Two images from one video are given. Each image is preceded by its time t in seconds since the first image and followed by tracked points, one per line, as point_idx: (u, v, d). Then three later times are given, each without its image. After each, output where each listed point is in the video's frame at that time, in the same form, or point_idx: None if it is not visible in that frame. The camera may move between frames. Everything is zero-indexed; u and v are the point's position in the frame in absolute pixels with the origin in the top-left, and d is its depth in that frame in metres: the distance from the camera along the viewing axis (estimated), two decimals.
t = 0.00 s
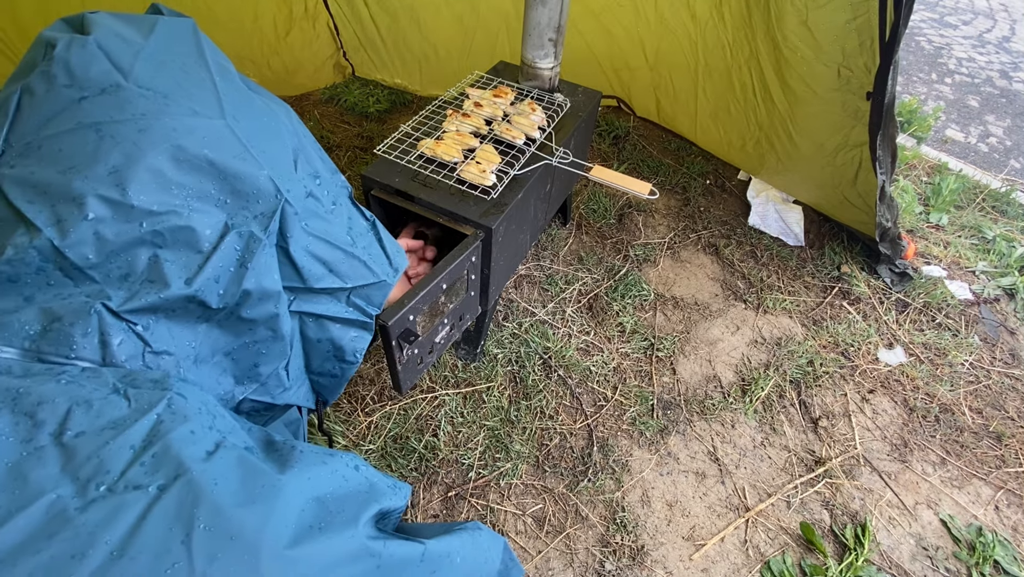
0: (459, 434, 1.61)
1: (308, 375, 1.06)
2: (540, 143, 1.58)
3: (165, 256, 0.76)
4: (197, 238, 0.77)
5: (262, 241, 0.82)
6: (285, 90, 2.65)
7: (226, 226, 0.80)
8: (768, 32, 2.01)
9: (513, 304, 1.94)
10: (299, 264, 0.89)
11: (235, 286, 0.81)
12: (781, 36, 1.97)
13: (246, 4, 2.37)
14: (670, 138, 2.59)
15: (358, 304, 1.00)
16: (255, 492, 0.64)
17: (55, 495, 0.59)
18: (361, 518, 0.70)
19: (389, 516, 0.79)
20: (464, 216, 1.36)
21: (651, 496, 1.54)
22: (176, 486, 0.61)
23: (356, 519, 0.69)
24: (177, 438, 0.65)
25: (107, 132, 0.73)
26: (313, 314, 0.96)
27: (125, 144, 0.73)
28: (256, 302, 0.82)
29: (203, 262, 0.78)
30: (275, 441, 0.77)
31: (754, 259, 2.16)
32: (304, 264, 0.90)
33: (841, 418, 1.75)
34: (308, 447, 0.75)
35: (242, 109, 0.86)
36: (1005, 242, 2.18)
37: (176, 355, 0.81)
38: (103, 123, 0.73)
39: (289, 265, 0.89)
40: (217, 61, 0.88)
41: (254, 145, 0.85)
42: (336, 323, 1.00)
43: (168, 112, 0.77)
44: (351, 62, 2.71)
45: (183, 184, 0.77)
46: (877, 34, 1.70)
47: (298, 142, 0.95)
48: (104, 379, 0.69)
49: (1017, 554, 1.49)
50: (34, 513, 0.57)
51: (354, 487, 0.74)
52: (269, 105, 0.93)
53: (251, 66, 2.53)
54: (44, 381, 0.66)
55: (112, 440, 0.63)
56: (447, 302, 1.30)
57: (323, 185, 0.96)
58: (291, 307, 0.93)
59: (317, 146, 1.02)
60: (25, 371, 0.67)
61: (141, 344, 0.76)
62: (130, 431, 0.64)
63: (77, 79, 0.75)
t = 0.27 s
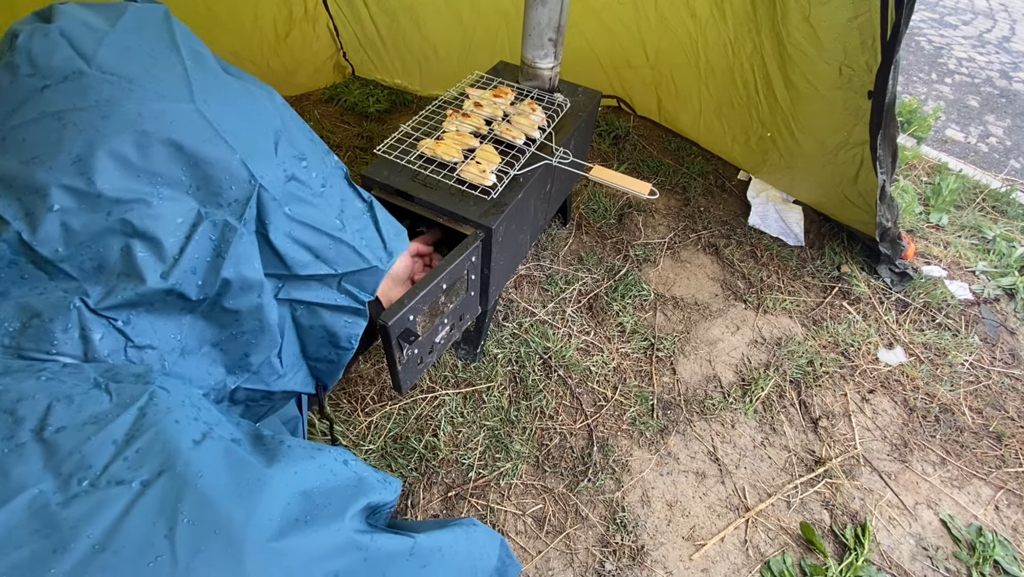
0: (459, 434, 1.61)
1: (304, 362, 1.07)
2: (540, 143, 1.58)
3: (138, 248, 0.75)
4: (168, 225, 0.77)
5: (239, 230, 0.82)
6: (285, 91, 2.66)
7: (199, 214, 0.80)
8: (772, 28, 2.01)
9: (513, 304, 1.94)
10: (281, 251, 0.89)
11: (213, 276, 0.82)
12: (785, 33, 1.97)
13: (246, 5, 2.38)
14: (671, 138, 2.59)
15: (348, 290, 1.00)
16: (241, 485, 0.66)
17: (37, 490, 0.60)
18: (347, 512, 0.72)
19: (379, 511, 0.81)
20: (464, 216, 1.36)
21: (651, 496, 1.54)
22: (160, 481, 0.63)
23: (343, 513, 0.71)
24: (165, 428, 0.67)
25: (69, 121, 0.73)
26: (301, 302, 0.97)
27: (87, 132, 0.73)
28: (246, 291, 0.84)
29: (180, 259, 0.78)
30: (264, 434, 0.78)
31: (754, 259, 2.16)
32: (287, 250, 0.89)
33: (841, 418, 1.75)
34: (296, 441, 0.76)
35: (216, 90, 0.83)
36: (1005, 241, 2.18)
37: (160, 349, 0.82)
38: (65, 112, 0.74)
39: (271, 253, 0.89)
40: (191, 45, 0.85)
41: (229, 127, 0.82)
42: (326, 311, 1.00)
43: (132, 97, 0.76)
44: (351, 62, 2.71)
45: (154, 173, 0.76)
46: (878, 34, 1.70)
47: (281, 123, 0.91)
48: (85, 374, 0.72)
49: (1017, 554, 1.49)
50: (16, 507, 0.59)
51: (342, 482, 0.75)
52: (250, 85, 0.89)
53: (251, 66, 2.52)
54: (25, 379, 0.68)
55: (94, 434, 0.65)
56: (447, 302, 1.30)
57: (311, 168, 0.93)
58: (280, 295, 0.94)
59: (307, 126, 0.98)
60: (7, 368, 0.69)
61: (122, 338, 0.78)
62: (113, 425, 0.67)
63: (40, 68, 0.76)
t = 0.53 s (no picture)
0: (459, 434, 1.61)
1: (298, 359, 1.01)
2: (540, 143, 1.58)
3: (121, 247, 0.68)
4: (154, 225, 0.70)
5: (228, 230, 0.75)
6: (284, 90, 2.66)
7: (185, 213, 0.73)
8: (767, 30, 2.01)
9: (513, 304, 1.94)
10: (271, 251, 0.83)
11: (204, 278, 0.75)
12: (780, 36, 1.97)
13: (247, 10, 2.34)
14: (671, 138, 2.60)
15: (342, 289, 0.94)
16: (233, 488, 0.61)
17: (21, 495, 0.54)
18: (340, 514, 0.67)
19: (373, 513, 0.77)
20: (464, 216, 1.36)
21: (651, 496, 1.54)
22: (149, 488, 0.57)
23: (336, 516, 0.66)
24: (155, 433, 0.61)
25: (47, 112, 0.66)
26: (291, 301, 0.91)
27: (66, 124, 0.65)
28: (245, 297, 0.79)
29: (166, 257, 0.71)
30: (256, 437, 0.72)
31: (754, 259, 2.16)
32: (276, 251, 0.83)
33: (841, 418, 1.75)
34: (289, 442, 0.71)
35: (203, 77, 0.76)
36: (1005, 242, 2.18)
37: (148, 352, 0.76)
38: (43, 102, 0.66)
39: (262, 252, 0.83)
40: (179, 32, 0.77)
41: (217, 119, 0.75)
42: (318, 311, 0.94)
43: (111, 88, 0.68)
44: (351, 62, 2.72)
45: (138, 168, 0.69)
46: (876, 35, 1.70)
47: (274, 113, 0.84)
48: (71, 376, 0.65)
49: (1017, 554, 1.50)
50: None
51: (336, 484, 0.70)
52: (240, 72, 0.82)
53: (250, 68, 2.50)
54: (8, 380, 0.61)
55: (80, 438, 0.59)
56: (447, 302, 1.30)
57: (305, 160, 0.87)
58: (270, 294, 0.88)
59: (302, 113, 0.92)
60: None
61: (107, 341, 0.71)
62: (99, 429, 0.60)
63: (16, 56, 0.68)
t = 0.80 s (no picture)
0: (459, 434, 1.61)
1: (274, 361, 0.96)
2: (540, 143, 1.58)
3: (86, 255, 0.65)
4: (121, 231, 0.67)
5: (200, 234, 0.72)
6: (284, 91, 2.66)
7: (155, 218, 0.69)
8: (762, 34, 2.01)
9: (513, 304, 1.94)
10: (248, 254, 0.78)
11: (176, 285, 0.72)
12: (776, 40, 1.97)
13: (246, 8, 2.37)
14: (670, 138, 2.60)
15: (320, 292, 0.90)
16: (199, 503, 0.61)
17: None
18: (314, 529, 0.66)
19: (356, 521, 0.76)
20: (464, 216, 1.36)
21: (651, 496, 1.54)
22: (114, 504, 0.57)
23: (309, 530, 0.66)
24: (119, 447, 0.61)
25: (9, 113, 0.63)
26: (265, 303, 0.85)
27: (28, 127, 0.62)
28: (219, 302, 0.76)
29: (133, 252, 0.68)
30: (231, 446, 0.72)
31: (754, 259, 2.16)
32: (252, 254, 0.78)
33: (841, 418, 1.75)
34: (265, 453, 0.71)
35: (172, 73, 0.72)
36: (1005, 242, 2.18)
37: (118, 361, 0.72)
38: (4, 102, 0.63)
39: (237, 256, 0.78)
40: (147, 25, 0.73)
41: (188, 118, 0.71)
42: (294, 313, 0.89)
43: (74, 87, 0.64)
44: (351, 62, 2.72)
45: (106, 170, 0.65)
46: (876, 35, 1.70)
47: (250, 109, 0.80)
48: (35, 387, 0.64)
49: (1017, 554, 1.49)
50: None
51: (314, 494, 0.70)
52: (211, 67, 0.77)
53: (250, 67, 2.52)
54: None
55: (43, 453, 0.59)
56: (447, 302, 1.30)
57: (282, 161, 0.82)
58: (246, 298, 0.83)
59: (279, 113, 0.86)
60: None
61: (75, 348, 0.69)
62: (63, 443, 0.60)
63: None
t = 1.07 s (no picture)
0: (459, 434, 1.61)
1: (240, 350, 0.99)
2: (540, 143, 1.58)
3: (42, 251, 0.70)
4: (76, 222, 0.72)
5: (158, 224, 0.77)
6: (283, 91, 2.66)
7: (110, 209, 0.75)
8: (761, 33, 2.01)
9: (513, 304, 1.94)
10: (207, 241, 0.84)
11: (136, 276, 0.76)
12: (776, 40, 1.97)
13: (246, 9, 2.35)
14: (670, 138, 2.60)
15: (282, 275, 0.95)
16: (172, 487, 0.64)
17: None
18: (288, 512, 0.70)
19: (336, 511, 0.80)
20: (464, 216, 1.36)
21: (651, 496, 1.54)
22: (84, 490, 0.60)
23: (284, 513, 0.70)
24: (89, 437, 0.64)
25: None
26: (231, 289, 0.90)
27: None
28: (182, 290, 0.81)
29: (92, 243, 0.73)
30: (204, 436, 0.75)
31: (754, 259, 2.16)
32: (212, 239, 0.84)
33: (842, 418, 1.75)
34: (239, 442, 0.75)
35: (112, 65, 0.79)
36: (1004, 242, 2.18)
37: (84, 353, 0.76)
38: None
39: (197, 244, 0.84)
40: (81, 16, 0.79)
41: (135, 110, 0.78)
42: (260, 299, 0.94)
43: (19, 80, 0.70)
44: (351, 62, 2.72)
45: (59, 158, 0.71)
46: (876, 34, 1.70)
47: (192, 100, 0.88)
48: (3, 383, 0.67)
49: (1017, 554, 1.49)
50: None
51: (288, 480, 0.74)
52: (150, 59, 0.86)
53: (251, 67, 2.52)
54: None
55: (10, 444, 0.62)
56: (447, 302, 1.30)
57: (229, 148, 0.90)
58: (206, 286, 0.88)
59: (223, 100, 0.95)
60: None
61: (38, 344, 0.72)
62: (30, 435, 0.63)
63: None
